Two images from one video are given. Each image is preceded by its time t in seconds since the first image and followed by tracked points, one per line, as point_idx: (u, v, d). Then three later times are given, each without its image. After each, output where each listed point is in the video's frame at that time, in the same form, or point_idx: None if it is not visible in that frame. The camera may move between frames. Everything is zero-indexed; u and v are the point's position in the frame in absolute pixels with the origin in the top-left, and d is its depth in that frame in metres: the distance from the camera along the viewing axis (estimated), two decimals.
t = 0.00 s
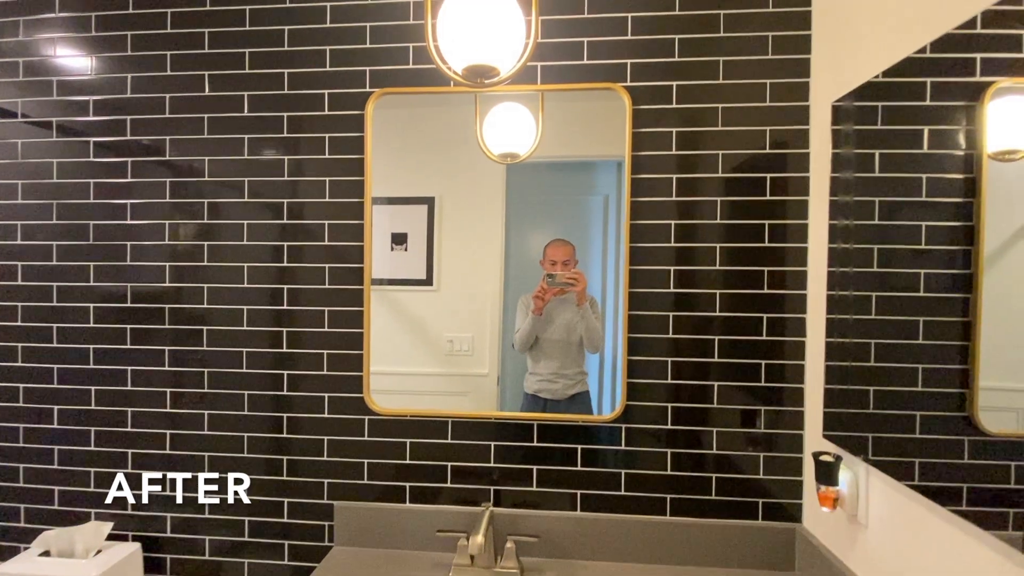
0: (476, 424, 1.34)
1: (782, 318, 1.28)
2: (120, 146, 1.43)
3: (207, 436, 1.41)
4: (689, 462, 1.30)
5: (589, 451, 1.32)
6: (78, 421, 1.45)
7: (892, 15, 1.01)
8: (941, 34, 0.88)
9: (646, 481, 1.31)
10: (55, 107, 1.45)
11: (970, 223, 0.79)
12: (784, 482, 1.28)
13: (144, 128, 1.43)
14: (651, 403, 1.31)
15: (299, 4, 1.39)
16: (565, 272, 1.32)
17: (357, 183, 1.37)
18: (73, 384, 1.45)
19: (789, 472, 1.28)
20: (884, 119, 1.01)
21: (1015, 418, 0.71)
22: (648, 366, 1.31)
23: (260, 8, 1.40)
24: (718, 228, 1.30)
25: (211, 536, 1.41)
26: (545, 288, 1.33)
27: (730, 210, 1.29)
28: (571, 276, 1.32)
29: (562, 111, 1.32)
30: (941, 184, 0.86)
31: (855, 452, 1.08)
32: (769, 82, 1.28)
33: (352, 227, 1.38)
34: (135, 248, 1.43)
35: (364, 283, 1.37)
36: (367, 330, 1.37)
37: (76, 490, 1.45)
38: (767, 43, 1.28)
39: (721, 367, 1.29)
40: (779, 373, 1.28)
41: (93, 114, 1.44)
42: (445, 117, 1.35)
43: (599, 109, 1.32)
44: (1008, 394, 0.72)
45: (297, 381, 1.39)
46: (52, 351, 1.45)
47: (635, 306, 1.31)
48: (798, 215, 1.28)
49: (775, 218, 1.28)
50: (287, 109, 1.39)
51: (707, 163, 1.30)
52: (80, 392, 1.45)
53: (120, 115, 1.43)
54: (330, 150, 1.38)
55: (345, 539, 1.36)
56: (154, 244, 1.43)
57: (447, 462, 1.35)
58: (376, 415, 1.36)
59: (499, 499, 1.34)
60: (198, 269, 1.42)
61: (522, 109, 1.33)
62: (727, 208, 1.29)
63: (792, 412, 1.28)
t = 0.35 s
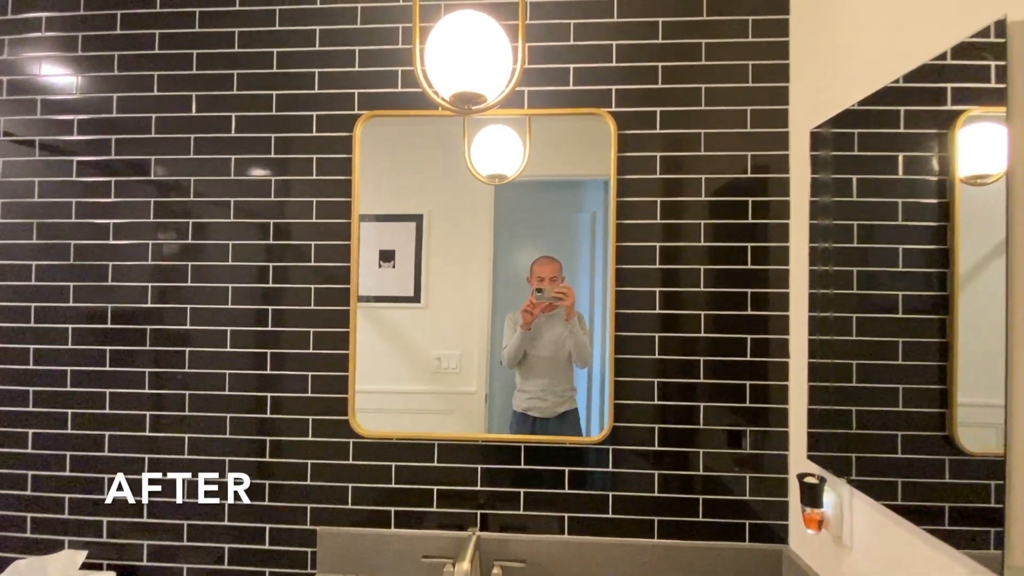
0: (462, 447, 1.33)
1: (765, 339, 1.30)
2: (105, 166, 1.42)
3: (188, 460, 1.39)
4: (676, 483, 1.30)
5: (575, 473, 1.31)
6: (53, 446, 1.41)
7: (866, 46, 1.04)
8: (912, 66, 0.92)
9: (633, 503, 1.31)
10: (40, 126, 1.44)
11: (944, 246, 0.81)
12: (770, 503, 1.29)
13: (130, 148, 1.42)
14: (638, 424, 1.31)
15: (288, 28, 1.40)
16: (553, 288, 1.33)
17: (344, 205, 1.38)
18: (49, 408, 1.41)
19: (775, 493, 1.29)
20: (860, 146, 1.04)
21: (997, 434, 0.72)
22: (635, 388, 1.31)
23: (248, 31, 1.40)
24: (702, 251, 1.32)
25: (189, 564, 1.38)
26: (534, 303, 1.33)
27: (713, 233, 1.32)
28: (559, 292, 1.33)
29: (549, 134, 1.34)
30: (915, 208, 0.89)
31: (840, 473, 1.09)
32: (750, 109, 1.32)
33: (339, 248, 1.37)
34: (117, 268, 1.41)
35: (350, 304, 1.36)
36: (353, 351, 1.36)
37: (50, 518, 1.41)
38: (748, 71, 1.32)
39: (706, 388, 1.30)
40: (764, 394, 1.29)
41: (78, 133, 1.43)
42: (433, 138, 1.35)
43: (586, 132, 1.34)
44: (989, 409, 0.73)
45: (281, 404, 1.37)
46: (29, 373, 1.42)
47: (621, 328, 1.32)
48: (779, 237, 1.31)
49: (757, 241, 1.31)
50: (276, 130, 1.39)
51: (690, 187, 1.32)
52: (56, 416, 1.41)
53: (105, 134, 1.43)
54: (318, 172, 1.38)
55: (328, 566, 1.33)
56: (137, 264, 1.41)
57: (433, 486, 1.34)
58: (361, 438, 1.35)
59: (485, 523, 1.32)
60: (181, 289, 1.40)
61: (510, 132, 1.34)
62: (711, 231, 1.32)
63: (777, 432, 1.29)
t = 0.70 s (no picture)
0: (451, 469, 1.33)
1: (751, 360, 1.32)
2: (96, 188, 1.43)
3: (173, 483, 1.37)
4: (664, 505, 1.31)
5: (564, 495, 1.31)
6: (35, 470, 1.39)
7: (841, 79, 1.09)
8: (883, 99, 0.96)
9: (621, 525, 1.31)
10: (31, 147, 1.44)
11: (919, 270, 0.84)
12: (758, 524, 1.29)
13: (122, 170, 1.43)
14: (626, 446, 1.32)
15: (282, 54, 1.42)
16: (543, 307, 1.34)
17: (335, 227, 1.39)
18: (32, 431, 1.39)
19: (762, 514, 1.29)
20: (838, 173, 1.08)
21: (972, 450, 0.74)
22: (623, 409, 1.33)
23: (243, 57, 1.43)
24: (687, 273, 1.34)
25: None
26: (524, 321, 1.34)
27: (699, 257, 1.35)
28: (549, 310, 1.34)
29: (538, 159, 1.37)
30: (892, 233, 0.92)
31: (824, 493, 1.10)
32: (732, 136, 1.36)
33: (330, 270, 1.38)
34: (105, 289, 1.41)
35: (340, 326, 1.37)
36: (342, 373, 1.36)
37: (28, 545, 1.38)
38: (729, 100, 1.37)
39: (693, 409, 1.32)
40: (750, 414, 1.31)
41: (70, 155, 1.44)
42: (424, 162, 1.38)
43: (574, 158, 1.37)
44: (965, 426, 0.75)
45: (268, 426, 1.36)
46: (12, 396, 1.40)
47: (609, 349, 1.34)
48: (762, 261, 1.34)
49: (741, 264, 1.34)
50: (269, 154, 1.41)
51: (675, 211, 1.36)
52: (38, 439, 1.39)
53: (97, 156, 1.43)
54: (310, 195, 1.40)
55: None
56: (125, 285, 1.41)
57: (421, 509, 1.33)
58: (350, 461, 1.34)
59: (474, 546, 1.32)
60: (170, 311, 1.40)
61: (499, 157, 1.37)
62: (696, 254, 1.35)
63: (763, 453, 1.30)
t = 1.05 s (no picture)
0: (446, 489, 1.33)
1: (743, 379, 1.34)
2: (95, 208, 1.44)
3: (166, 505, 1.36)
4: (659, 525, 1.31)
5: (559, 515, 1.32)
6: (26, 492, 1.38)
7: (827, 105, 1.12)
8: (867, 127, 1.00)
9: (616, 546, 1.31)
10: (31, 168, 1.46)
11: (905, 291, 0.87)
12: (752, 544, 1.30)
13: (121, 191, 1.44)
14: (621, 465, 1.32)
15: (281, 78, 1.45)
16: (539, 324, 1.35)
17: (333, 248, 1.41)
18: (24, 452, 1.38)
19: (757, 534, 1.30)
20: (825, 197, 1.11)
21: (956, 466, 0.76)
22: (617, 428, 1.34)
23: (243, 80, 1.45)
24: (680, 293, 1.37)
25: None
26: (521, 337, 1.35)
27: (691, 278, 1.37)
28: (545, 326, 1.35)
29: (532, 180, 1.39)
30: (877, 254, 0.95)
31: (817, 513, 1.11)
32: (721, 160, 1.40)
33: (327, 290, 1.40)
34: (102, 309, 1.41)
35: (336, 345, 1.38)
36: (338, 393, 1.36)
37: (17, 569, 1.36)
38: (718, 125, 1.40)
39: (687, 428, 1.33)
40: (744, 433, 1.32)
41: (70, 176, 1.45)
42: (421, 183, 1.40)
43: (568, 180, 1.40)
44: (949, 442, 0.78)
45: (263, 446, 1.36)
46: (5, 416, 1.40)
47: (603, 369, 1.35)
48: (753, 281, 1.36)
49: (732, 284, 1.36)
50: (268, 175, 1.43)
51: (667, 233, 1.38)
52: (30, 460, 1.38)
53: (97, 177, 1.45)
54: (308, 216, 1.42)
55: None
56: (122, 305, 1.41)
57: (416, 531, 1.32)
58: (344, 481, 1.34)
59: (468, 568, 1.31)
60: (167, 331, 1.40)
61: (494, 179, 1.39)
62: (687, 274, 1.37)
63: (756, 471, 1.31)
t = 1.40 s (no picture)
0: (445, 506, 1.34)
1: (738, 395, 1.35)
2: (99, 226, 1.47)
3: (164, 521, 1.36)
4: (657, 542, 1.31)
5: (557, 532, 1.32)
6: (25, 508, 1.38)
7: (816, 128, 1.16)
8: (855, 150, 1.02)
9: (615, 563, 1.31)
10: (37, 187, 1.48)
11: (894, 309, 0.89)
12: (750, 560, 1.30)
13: (126, 209, 1.47)
14: (618, 481, 1.33)
15: (285, 99, 1.48)
16: (538, 339, 1.37)
17: (333, 266, 1.43)
18: (24, 468, 1.39)
19: (754, 550, 1.30)
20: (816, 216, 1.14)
21: (944, 482, 0.78)
22: (614, 444, 1.35)
23: (247, 102, 1.49)
24: (675, 310, 1.39)
25: None
26: (519, 351, 1.36)
27: (686, 295, 1.39)
28: (544, 341, 1.37)
29: (530, 199, 1.42)
30: (868, 273, 0.97)
31: (813, 529, 1.12)
32: (715, 180, 1.43)
33: (328, 306, 1.42)
34: (104, 326, 1.43)
35: (336, 361, 1.39)
36: (337, 409, 1.37)
37: None
38: (712, 146, 1.44)
39: (683, 444, 1.34)
40: (740, 449, 1.34)
41: (75, 195, 1.48)
42: (420, 202, 1.42)
43: (565, 199, 1.43)
44: (938, 458, 0.80)
45: (262, 462, 1.37)
46: (5, 432, 1.40)
47: (600, 385, 1.37)
48: (747, 298, 1.39)
49: (727, 301, 1.39)
50: (271, 194, 1.46)
51: (662, 251, 1.41)
52: (30, 477, 1.39)
53: (102, 196, 1.48)
54: (310, 234, 1.44)
55: None
56: (124, 322, 1.43)
57: (414, 548, 1.33)
58: (343, 498, 1.34)
59: None
60: (168, 347, 1.42)
61: (493, 198, 1.42)
62: (683, 292, 1.39)
63: (753, 488, 1.32)
